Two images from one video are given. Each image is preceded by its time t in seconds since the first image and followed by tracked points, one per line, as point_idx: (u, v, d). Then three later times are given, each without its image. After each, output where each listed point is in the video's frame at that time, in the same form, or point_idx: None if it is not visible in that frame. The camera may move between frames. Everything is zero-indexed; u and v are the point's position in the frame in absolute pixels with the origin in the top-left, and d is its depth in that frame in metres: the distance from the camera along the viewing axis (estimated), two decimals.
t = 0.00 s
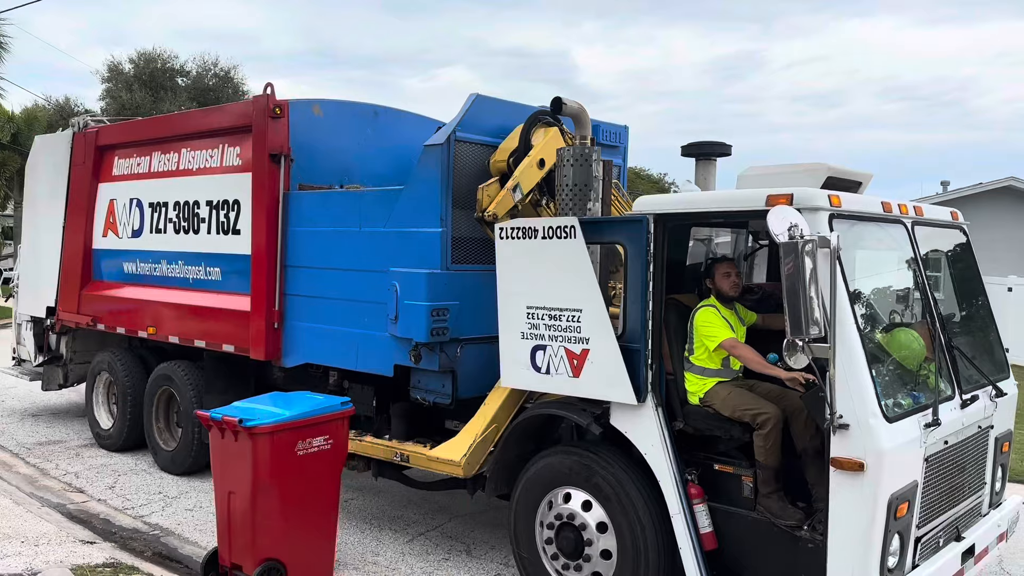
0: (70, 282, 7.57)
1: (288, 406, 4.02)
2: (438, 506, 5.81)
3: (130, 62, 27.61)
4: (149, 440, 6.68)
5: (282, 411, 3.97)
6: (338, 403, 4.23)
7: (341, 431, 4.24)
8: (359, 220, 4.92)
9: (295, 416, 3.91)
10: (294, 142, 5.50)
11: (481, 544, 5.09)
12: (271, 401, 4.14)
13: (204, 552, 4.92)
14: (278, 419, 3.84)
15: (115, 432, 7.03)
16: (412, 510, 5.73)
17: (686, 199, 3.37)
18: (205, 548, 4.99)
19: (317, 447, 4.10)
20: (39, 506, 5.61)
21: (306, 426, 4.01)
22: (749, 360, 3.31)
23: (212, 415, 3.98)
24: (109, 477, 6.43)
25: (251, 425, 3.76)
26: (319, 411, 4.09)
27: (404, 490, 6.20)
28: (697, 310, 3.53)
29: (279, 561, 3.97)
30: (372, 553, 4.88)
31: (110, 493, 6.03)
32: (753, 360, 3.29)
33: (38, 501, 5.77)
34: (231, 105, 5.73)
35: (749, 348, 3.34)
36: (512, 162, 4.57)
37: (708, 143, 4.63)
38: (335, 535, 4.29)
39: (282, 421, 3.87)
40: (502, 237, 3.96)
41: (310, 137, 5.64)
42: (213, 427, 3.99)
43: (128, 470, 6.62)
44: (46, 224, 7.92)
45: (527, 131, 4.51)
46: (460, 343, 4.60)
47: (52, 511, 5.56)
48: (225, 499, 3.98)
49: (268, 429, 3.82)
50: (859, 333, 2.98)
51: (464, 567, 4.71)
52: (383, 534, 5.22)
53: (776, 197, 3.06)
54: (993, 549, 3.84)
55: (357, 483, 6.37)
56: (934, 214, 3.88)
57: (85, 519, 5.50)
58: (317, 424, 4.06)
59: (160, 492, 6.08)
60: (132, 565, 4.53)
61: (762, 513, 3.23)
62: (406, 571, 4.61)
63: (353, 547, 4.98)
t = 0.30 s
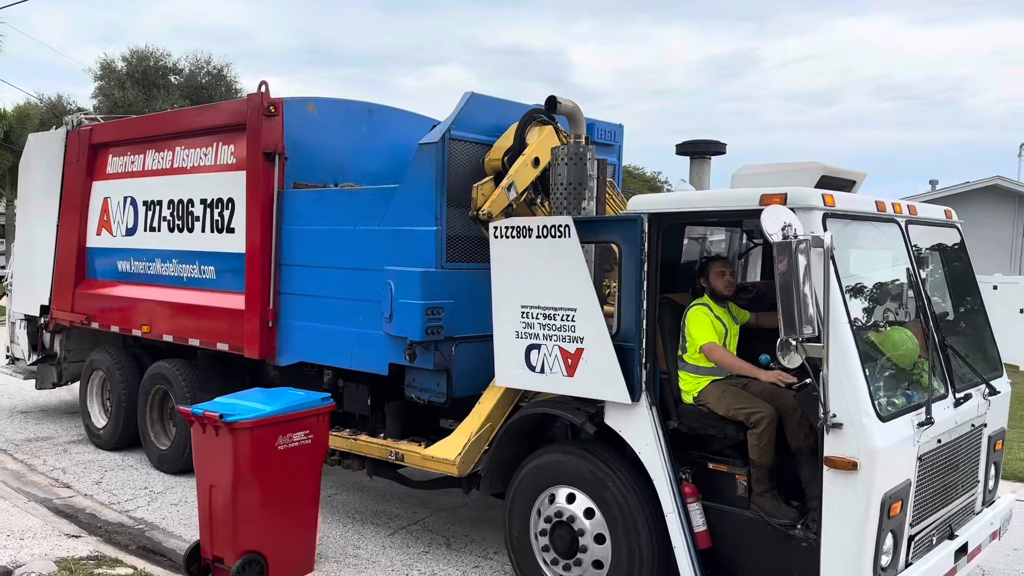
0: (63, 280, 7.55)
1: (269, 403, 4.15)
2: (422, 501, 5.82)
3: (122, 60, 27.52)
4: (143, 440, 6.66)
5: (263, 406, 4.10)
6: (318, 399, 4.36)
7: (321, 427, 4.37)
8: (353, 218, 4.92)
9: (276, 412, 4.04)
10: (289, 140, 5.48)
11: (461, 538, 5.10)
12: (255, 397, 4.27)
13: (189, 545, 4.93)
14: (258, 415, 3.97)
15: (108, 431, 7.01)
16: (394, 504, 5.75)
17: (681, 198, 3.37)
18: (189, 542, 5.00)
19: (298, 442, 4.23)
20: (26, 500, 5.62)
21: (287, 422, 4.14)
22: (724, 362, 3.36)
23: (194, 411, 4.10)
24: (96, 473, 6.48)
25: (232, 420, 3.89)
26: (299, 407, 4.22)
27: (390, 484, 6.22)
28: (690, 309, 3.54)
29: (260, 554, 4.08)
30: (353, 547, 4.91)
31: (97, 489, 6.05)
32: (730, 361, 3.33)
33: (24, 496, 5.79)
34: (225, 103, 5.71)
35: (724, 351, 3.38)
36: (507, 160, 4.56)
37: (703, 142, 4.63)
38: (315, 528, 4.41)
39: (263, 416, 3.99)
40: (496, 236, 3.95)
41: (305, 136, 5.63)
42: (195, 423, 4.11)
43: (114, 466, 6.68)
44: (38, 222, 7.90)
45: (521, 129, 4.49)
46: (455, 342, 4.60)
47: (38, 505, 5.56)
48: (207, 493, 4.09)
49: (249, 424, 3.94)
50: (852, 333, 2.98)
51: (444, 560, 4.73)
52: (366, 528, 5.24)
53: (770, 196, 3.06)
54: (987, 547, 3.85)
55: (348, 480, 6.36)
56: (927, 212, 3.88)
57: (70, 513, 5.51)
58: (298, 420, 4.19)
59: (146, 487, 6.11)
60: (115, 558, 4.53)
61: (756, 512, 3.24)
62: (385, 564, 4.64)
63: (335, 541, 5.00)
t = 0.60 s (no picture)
0: (56, 279, 7.54)
1: (250, 399, 4.22)
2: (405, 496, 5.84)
3: (115, 57, 27.44)
4: (136, 438, 6.66)
5: (243, 402, 4.17)
6: (298, 394, 4.42)
7: (304, 423, 4.44)
8: (346, 217, 4.93)
9: (256, 408, 4.11)
10: (282, 139, 5.49)
11: (443, 531, 5.13)
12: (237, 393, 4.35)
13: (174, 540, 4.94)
14: (238, 411, 4.04)
15: (101, 429, 7.02)
16: (377, 499, 5.77)
17: (670, 198, 3.38)
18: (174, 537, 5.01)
19: (279, 437, 4.30)
20: (13, 495, 5.64)
21: (268, 418, 4.21)
22: (706, 367, 3.38)
23: (176, 407, 4.18)
24: (84, 469, 6.49)
25: (212, 416, 3.97)
26: (281, 403, 4.29)
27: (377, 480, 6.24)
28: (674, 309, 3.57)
29: (241, 547, 4.16)
30: (335, 541, 4.93)
31: (84, 484, 6.07)
32: (711, 365, 3.37)
33: (10, 491, 5.81)
34: (218, 102, 5.72)
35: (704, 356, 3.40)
36: (498, 160, 4.59)
37: (694, 142, 4.65)
38: (298, 522, 4.49)
39: (243, 412, 4.07)
40: (487, 235, 3.97)
41: (298, 134, 5.64)
42: (178, 418, 4.19)
43: (102, 462, 6.70)
44: (31, 220, 7.89)
45: (513, 129, 4.52)
46: (447, 340, 4.62)
47: (25, 500, 5.58)
48: (190, 487, 4.18)
49: (229, 420, 4.02)
50: (839, 331, 3.00)
51: (425, 552, 4.76)
52: (348, 522, 5.26)
53: (758, 196, 3.09)
54: (974, 543, 3.89)
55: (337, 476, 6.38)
56: (915, 211, 3.91)
57: (57, 508, 5.53)
58: (279, 416, 4.27)
59: (133, 483, 6.13)
60: (100, 551, 4.55)
61: (744, 509, 3.26)
62: (366, 557, 4.67)
63: (318, 534, 5.03)
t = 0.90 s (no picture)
0: (52, 277, 7.56)
1: (241, 395, 4.27)
2: (395, 491, 5.90)
3: (110, 54, 27.39)
4: (132, 435, 6.69)
5: (234, 398, 4.22)
6: (289, 391, 4.47)
7: (294, 419, 4.49)
8: (339, 216, 4.97)
9: (246, 404, 4.16)
10: (275, 139, 5.53)
11: (432, 525, 5.18)
12: (228, 389, 4.40)
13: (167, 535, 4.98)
14: (229, 407, 4.09)
15: (96, 426, 7.05)
16: (367, 494, 5.82)
17: (659, 198, 3.43)
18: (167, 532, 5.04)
19: (269, 433, 4.35)
20: (7, 491, 5.68)
21: (258, 414, 4.26)
22: (697, 363, 3.43)
23: (167, 403, 4.23)
24: (78, 465, 6.53)
25: (203, 412, 4.01)
26: (271, 399, 4.34)
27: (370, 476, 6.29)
28: (669, 308, 3.61)
29: (233, 541, 4.21)
30: (326, 535, 4.98)
31: (78, 480, 6.11)
32: (700, 362, 3.41)
33: (5, 487, 5.85)
34: (212, 101, 5.75)
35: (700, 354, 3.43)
36: (490, 160, 4.63)
37: (684, 142, 4.69)
38: (288, 517, 4.53)
39: (234, 409, 4.12)
40: (478, 235, 4.02)
41: (292, 134, 5.68)
42: (169, 414, 4.23)
43: (96, 459, 6.73)
44: (27, 219, 7.91)
45: (505, 128, 4.54)
46: (439, 338, 4.67)
47: (19, 496, 5.61)
48: (181, 482, 4.22)
49: (219, 416, 4.06)
50: (823, 330, 3.06)
51: (414, 547, 4.81)
52: (340, 517, 5.31)
53: (743, 197, 3.14)
54: (958, 538, 3.95)
55: (329, 471, 6.43)
56: (901, 211, 3.96)
57: (51, 503, 5.57)
58: (269, 412, 4.32)
59: (126, 479, 6.17)
60: (93, 546, 4.59)
61: (730, 505, 3.31)
62: (356, 551, 4.72)
63: (309, 529, 5.08)
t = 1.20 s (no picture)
0: (51, 275, 7.64)
1: (241, 391, 4.36)
2: (392, 485, 5.99)
3: (107, 52, 27.42)
4: (132, 430, 6.77)
5: (234, 394, 4.30)
6: (288, 387, 4.55)
7: (294, 415, 4.57)
8: (335, 214, 5.05)
9: (247, 400, 4.25)
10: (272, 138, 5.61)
11: (429, 519, 5.27)
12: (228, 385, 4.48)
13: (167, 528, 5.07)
14: (230, 403, 4.18)
15: (96, 421, 7.13)
16: (364, 488, 5.91)
17: (646, 196, 3.52)
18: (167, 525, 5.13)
19: (269, 428, 4.43)
20: (10, 486, 5.77)
21: (258, 409, 4.34)
22: (681, 356, 3.51)
23: (169, 399, 4.31)
24: (79, 460, 6.62)
25: (203, 408, 4.09)
26: (271, 395, 4.42)
27: (367, 470, 6.38)
28: (657, 303, 3.69)
29: (233, 534, 4.30)
30: (324, 528, 5.08)
31: (79, 475, 6.20)
32: (685, 355, 3.50)
33: (8, 482, 5.93)
34: (209, 100, 5.83)
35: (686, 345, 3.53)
36: (483, 159, 4.70)
37: (674, 140, 4.78)
38: (287, 510, 4.62)
39: (234, 405, 4.20)
40: (471, 232, 4.10)
41: (288, 133, 5.76)
42: (171, 410, 4.32)
43: (97, 454, 6.81)
44: (26, 217, 7.99)
45: (497, 127, 4.62)
46: (434, 333, 4.75)
47: (22, 491, 5.70)
48: (182, 477, 4.31)
49: (219, 411, 4.15)
50: (804, 325, 3.14)
51: (411, 539, 4.90)
52: (338, 510, 5.40)
53: (727, 195, 3.22)
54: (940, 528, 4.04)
55: (326, 466, 6.51)
56: (884, 209, 4.05)
57: (54, 498, 5.65)
58: (269, 408, 4.40)
59: (127, 474, 6.25)
60: (96, 538, 4.68)
61: (716, 494, 3.41)
62: (354, 543, 4.82)
63: (307, 523, 5.17)
